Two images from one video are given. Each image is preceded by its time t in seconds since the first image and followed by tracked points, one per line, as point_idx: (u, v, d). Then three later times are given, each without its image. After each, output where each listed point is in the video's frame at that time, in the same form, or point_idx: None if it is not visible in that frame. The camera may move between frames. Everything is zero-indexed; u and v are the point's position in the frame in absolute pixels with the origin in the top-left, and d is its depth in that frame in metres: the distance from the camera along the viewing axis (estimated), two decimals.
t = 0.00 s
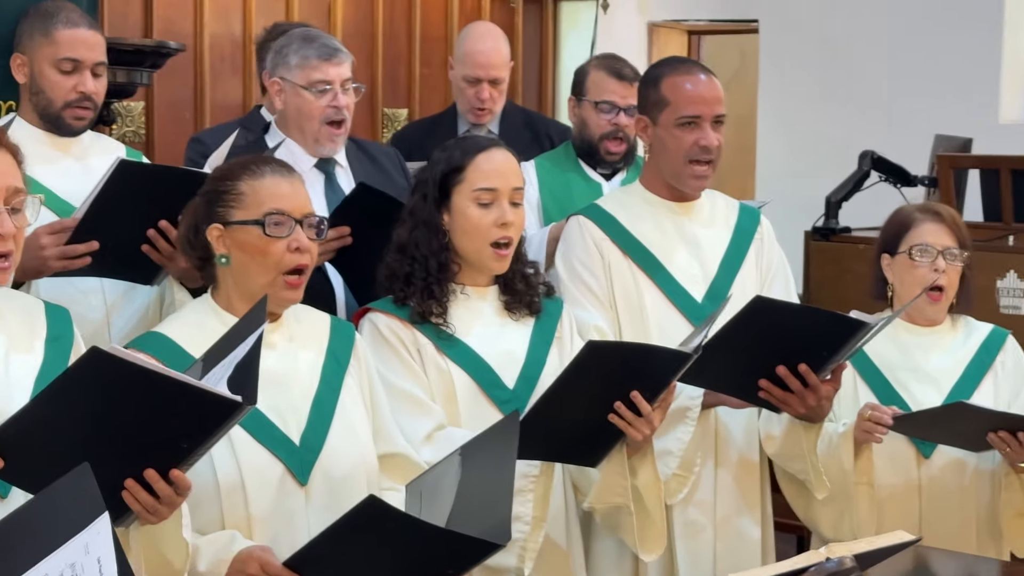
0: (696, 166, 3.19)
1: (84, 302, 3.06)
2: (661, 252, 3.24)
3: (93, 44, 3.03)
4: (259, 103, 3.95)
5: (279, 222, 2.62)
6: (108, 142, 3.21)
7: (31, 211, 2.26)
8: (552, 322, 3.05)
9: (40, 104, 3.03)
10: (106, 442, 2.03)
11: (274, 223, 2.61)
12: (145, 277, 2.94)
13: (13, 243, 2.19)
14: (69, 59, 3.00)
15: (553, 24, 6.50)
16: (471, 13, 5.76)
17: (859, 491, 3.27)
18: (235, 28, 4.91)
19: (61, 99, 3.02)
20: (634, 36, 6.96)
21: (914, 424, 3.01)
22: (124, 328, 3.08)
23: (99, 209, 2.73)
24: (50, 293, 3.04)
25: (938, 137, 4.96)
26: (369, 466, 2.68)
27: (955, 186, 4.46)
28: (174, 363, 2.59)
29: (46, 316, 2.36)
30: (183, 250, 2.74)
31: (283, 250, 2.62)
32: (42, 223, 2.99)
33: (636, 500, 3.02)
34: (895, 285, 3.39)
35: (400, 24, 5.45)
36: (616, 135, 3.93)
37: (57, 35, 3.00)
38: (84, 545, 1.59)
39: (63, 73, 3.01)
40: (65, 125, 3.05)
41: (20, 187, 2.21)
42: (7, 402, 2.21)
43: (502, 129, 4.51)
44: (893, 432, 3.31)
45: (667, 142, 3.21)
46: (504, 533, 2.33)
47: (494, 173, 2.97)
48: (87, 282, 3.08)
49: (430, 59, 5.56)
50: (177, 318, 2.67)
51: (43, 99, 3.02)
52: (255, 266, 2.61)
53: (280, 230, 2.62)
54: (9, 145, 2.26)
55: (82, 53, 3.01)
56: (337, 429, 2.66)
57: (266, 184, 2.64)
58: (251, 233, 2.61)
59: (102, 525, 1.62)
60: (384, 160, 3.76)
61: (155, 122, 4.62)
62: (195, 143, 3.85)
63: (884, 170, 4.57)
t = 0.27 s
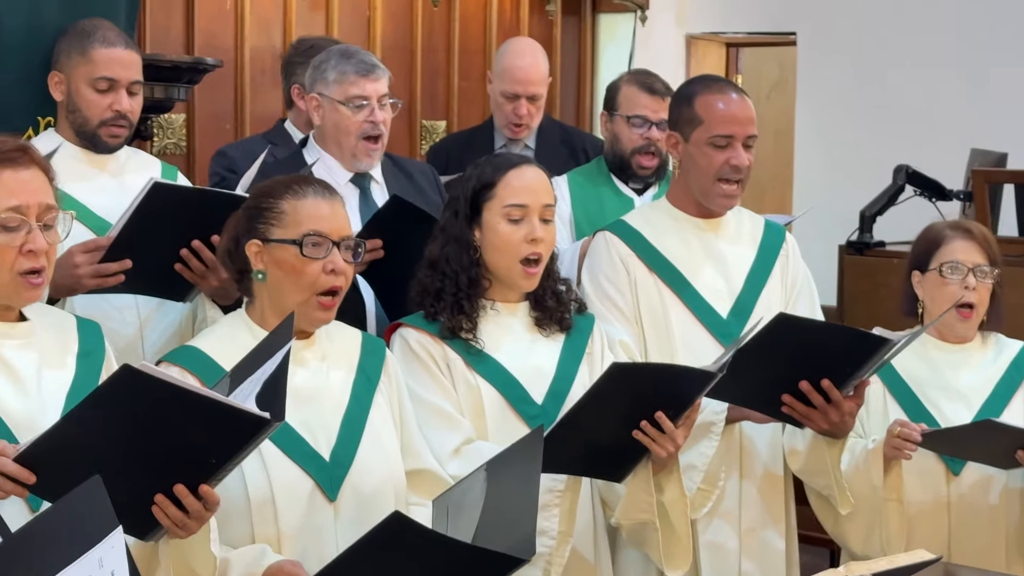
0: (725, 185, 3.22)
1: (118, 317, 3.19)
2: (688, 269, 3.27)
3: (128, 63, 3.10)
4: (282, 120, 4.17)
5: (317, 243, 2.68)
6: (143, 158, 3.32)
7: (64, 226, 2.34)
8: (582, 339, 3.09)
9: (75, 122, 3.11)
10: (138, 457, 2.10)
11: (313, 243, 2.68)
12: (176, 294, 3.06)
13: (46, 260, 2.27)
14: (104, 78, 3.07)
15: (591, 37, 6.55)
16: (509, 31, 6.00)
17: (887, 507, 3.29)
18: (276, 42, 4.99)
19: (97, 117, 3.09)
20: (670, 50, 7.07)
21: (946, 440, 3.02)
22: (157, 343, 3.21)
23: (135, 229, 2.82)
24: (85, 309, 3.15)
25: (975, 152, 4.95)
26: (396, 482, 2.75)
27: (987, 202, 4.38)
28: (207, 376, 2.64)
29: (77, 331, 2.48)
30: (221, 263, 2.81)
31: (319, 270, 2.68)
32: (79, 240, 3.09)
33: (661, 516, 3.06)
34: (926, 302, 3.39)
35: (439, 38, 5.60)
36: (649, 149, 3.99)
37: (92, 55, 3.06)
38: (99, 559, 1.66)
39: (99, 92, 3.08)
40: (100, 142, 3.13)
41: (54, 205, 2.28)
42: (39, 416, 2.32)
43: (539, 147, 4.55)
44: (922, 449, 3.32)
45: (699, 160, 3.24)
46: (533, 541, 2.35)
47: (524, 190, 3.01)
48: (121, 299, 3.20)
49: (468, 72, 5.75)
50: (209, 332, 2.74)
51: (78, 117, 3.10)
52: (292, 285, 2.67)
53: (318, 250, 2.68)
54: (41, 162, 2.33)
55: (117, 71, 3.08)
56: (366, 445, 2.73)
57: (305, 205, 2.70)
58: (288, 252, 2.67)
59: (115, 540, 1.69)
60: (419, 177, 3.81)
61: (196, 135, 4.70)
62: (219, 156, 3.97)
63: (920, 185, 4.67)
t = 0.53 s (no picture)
0: (759, 204, 3.25)
1: (161, 332, 3.28)
2: (721, 288, 3.36)
3: (172, 81, 3.19)
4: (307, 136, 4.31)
5: (359, 262, 2.74)
6: (187, 175, 3.42)
7: (109, 243, 2.42)
8: (622, 358, 3.14)
9: (120, 140, 3.21)
10: (179, 473, 2.18)
11: (355, 263, 2.74)
12: (218, 310, 3.14)
13: (91, 279, 2.35)
14: (148, 96, 3.16)
15: (634, 55, 6.64)
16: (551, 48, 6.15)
17: (923, 525, 3.29)
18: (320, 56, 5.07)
19: (142, 135, 3.19)
20: (714, 65, 7.06)
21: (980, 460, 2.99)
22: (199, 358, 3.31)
23: (178, 246, 2.90)
24: (130, 325, 3.26)
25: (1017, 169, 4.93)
26: (435, 498, 2.80)
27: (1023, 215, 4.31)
28: (251, 393, 2.71)
29: (121, 350, 2.57)
30: (264, 279, 2.88)
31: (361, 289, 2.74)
32: (125, 256, 3.20)
33: (696, 535, 3.09)
34: (963, 322, 3.38)
35: (482, 52, 5.74)
36: (690, 162, 4.00)
37: (137, 73, 3.14)
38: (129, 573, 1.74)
39: (143, 110, 3.17)
40: (145, 159, 3.24)
41: (98, 225, 2.36)
42: (83, 432, 2.41)
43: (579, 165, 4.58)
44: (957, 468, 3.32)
45: (734, 179, 3.26)
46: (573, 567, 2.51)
47: (565, 209, 3.08)
48: (164, 314, 3.30)
49: (511, 87, 5.90)
50: (252, 349, 2.81)
51: (123, 135, 3.20)
52: (334, 303, 2.74)
53: (360, 269, 2.74)
54: (87, 183, 2.41)
55: (161, 89, 3.17)
56: (406, 461, 2.78)
57: (348, 225, 2.76)
58: (331, 271, 2.73)
59: (145, 553, 1.75)
60: (459, 194, 3.87)
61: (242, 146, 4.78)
62: (251, 172, 4.08)
63: (959, 199, 4.86)
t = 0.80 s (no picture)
0: (796, 220, 3.30)
1: (203, 346, 3.34)
2: (756, 305, 3.44)
3: (216, 97, 3.25)
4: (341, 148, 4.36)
5: (397, 279, 2.79)
6: (232, 190, 3.49)
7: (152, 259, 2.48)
8: (664, 374, 3.18)
9: (165, 155, 3.28)
10: (221, 491, 2.30)
11: (393, 279, 2.79)
12: (260, 323, 3.20)
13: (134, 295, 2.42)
14: (193, 113, 3.22)
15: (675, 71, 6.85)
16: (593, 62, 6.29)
17: (960, 542, 3.30)
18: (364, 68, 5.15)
19: (186, 150, 3.26)
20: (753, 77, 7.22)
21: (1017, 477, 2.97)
22: (240, 372, 3.37)
23: (221, 261, 2.97)
24: (173, 338, 3.31)
25: None
26: (473, 511, 2.85)
27: None
28: (289, 409, 2.78)
29: (164, 365, 2.64)
30: (303, 293, 2.93)
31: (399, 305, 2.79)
32: (168, 269, 3.27)
33: (733, 553, 3.12)
34: (1000, 337, 3.38)
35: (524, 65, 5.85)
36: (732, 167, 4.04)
37: (181, 89, 3.19)
38: None
39: (188, 125, 3.23)
40: (190, 174, 3.31)
41: (141, 242, 2.42)
42: (126, 447, 2.47)
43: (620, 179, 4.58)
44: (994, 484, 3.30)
45: (769, 195, 3.32)
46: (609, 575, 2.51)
47: (608, 223, 3.10)
48: (207, 328, 3.36)
49: (552, 99, 6.01)
50: (293, 365, 2.87)
51: (168, 150, 3.27)
52: (373, 319, 2.79)
53: (398, 286, 2.79)
54: (131, 200, 2.47)
55: (205, 106, 3.23)
56: (444, 476, 2.83)
57: (385, 242, 2.81)
58: (369, 288, 2.78)
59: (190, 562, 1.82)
60: (498, 209, 3.92)
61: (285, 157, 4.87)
62: (286, 184, 4.12)
63: (1002, 214, 4.99)
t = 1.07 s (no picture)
0: (826, 233, 3.32)
1: (238, 357, 3.39)
2: (785, 316, 3.44)
3: (248, 112, 3.27)
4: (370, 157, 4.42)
5: (426, 290, 2.82)
6: (266, 203, 3.53)
7: (184, 273, 2.52)
8: (698, 389, 3.20)
9: (200, 168, 3.32)
10: (254, 502, 2.35)
11: (422, 291, 2.82)
12: (295, 334, 3.22)
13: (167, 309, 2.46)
14: (226, 127, 3.25)
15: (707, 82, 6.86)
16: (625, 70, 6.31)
17: (989, 555, 3.29)
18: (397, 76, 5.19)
19: (220, 164, 3.30)
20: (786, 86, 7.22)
21: None
22: (274, 383, 3.39)
23: (254, 273, 3.01)
24: (208, 349, 3.37)
25: None
26: (505, 520, 2.88)
27: None
28: (322, 419, 2.82)
29: (195, 376, 2.68)
30: (332, 305, 2.97)
31: (429, 316, 2.82)
32: (203, 281, 3.31)
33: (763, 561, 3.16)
34: None
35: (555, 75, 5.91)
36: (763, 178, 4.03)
37: (215, 104, 3.24)
38: None
39: (222, 140, 3.27)
40: (225, 187, 3.35)
41: (173, 257, 2.47)
42: (159, 459, 2.52)
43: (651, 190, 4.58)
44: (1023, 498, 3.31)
45: (798, 208, 3.34)
46: None
47: (641, 240, 3.13)
48: (242, 339, 3.41)
49: (584, 108, 6.06)
50: (325, 376, 2.91)
51: (203, 165, 3.32)
52: (404, 330, 2.82)
53: (427, 297, 2.82)
54: (163, 214, 2.51)
55: (237, 121, 3.25)
56: (475, 486, 2.86)
57: (413, 254, 2.85)
58: (399, 300, 2.82)
59: None
60: (530, 223, 3.94)
61: (318, 165, 4.92)
62: (316, 195, 4.16)
63: None
